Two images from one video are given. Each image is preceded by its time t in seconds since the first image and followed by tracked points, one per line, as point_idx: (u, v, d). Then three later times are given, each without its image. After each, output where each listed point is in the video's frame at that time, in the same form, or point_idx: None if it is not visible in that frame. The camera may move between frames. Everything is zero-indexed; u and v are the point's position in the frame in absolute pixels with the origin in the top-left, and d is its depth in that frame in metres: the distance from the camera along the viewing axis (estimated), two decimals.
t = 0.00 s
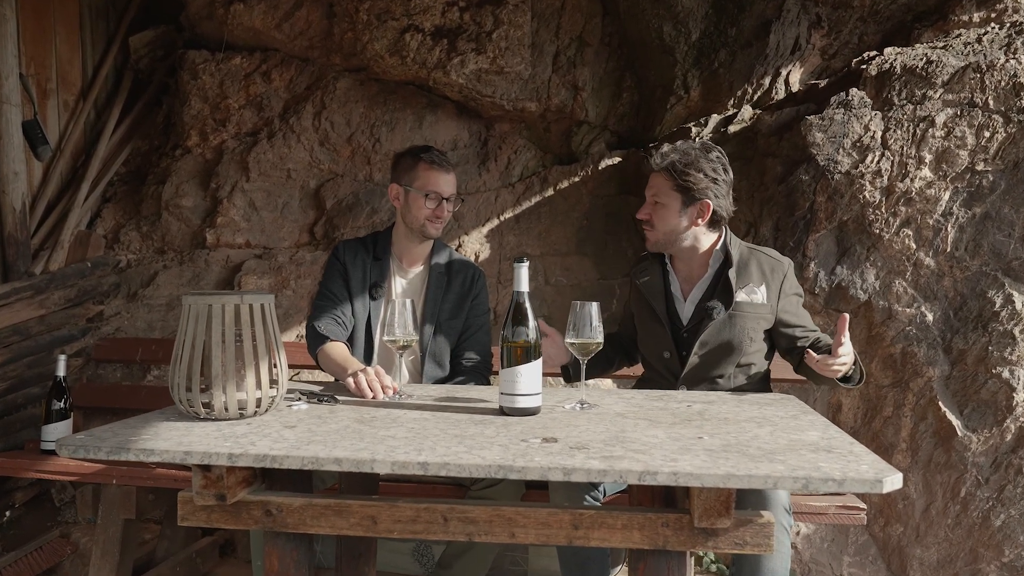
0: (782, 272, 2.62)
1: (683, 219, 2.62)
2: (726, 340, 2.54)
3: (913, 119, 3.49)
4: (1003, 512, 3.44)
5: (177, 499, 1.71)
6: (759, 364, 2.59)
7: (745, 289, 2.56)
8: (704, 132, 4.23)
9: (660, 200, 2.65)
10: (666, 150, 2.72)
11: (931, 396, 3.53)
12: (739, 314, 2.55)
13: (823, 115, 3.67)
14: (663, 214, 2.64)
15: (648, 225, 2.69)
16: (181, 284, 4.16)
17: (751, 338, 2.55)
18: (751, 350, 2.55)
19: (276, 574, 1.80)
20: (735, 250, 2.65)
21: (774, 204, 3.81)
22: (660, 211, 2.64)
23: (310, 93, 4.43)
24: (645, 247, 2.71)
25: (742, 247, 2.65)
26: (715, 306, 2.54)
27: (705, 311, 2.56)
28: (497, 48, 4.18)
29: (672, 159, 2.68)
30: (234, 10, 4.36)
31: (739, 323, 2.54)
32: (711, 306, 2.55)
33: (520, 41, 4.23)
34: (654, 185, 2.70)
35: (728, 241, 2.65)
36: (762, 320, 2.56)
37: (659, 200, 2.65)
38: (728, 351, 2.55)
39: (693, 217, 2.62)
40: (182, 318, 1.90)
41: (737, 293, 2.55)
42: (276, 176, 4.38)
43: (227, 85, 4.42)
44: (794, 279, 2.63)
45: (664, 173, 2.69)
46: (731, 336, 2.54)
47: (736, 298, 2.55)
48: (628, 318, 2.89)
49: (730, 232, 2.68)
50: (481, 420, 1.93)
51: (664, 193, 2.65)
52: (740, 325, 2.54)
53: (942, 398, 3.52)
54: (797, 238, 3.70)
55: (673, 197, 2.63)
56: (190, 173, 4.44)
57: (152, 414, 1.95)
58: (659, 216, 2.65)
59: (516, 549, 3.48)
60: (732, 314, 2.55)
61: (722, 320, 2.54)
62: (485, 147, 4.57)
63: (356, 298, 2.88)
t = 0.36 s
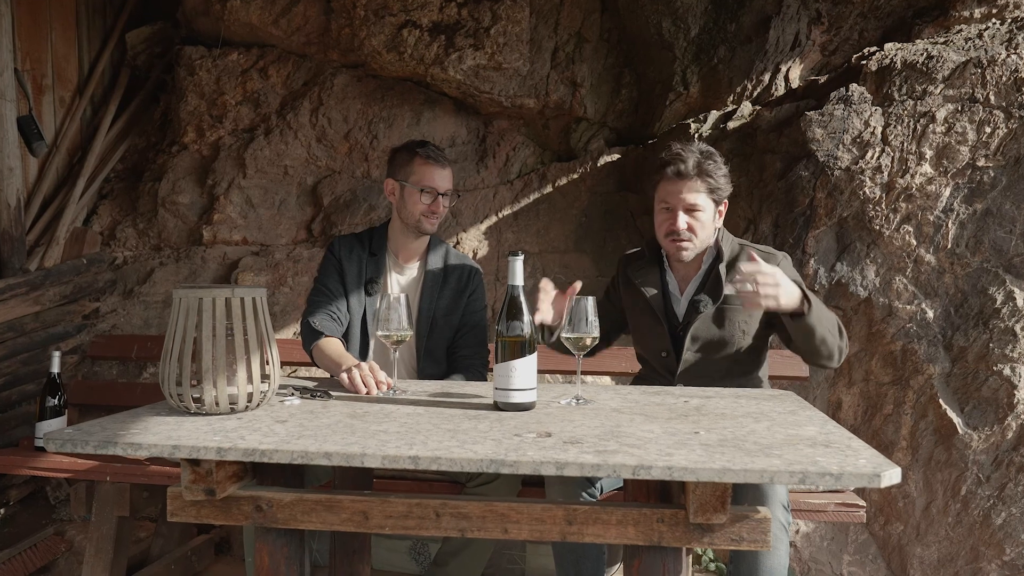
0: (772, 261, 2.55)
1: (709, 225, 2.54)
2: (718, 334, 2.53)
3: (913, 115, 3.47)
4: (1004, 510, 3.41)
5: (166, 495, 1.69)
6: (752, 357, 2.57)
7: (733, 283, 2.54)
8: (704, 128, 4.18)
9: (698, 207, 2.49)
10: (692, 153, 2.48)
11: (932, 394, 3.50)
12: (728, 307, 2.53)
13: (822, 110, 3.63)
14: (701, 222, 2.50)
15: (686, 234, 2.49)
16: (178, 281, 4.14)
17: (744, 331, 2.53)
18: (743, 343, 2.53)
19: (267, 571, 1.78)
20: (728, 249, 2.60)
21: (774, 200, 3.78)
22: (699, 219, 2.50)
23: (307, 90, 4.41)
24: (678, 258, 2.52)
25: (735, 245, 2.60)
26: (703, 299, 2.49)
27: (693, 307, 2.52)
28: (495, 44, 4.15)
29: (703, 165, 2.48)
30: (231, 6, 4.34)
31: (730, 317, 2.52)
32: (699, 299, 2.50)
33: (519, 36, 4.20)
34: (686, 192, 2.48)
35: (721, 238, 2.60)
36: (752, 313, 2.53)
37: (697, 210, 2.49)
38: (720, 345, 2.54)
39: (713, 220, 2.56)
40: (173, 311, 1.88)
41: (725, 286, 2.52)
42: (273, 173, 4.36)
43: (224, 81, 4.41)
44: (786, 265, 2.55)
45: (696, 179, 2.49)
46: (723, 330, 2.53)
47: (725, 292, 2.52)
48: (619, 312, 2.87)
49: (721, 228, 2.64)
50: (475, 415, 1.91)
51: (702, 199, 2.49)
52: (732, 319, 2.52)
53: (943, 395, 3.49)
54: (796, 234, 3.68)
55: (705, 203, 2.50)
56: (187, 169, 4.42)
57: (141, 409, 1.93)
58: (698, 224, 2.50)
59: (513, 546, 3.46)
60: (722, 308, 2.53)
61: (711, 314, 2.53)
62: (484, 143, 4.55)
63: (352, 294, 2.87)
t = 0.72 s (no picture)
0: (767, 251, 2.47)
1: (694, 231, 2.48)
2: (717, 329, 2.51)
3: (915, 109, 3.44)
4: (1007, 506, 3.40)
5: (161, 487, 1.67)
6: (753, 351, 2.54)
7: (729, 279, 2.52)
8: (705, 124, 4.18)
9: (677, 217, 2.44)
10: (666, 163, 2.43)
11: (934, 390, 3.48)
12: (727, 302, 2.52)
13: (824, 105, 3.63)
14: (682, 231, 2.46)
15: (667, 245, 2.45)
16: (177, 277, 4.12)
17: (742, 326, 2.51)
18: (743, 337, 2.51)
19: (263, 564, 1.76)
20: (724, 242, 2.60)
21: (775, 195, 3.76)
22: (680, 229, 2.45)
23: (307, 85, 4.40)
24: (662, 267, 2.48)
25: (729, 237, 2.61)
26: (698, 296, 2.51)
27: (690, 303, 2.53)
28: (495, 39, 4.14)
29: (679, 174, 2.42)
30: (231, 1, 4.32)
31: (729, 311, 2.51)
32: (694, 297, 2.52)
33: (519, 32, 4.19)
34: (663, 202, 2.44)
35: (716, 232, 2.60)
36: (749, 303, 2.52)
37: (677, 219, 2.43)
38: (720, 340, 2.52)
39: (699, 225, 2.50)
40: (169, 303, 1.86)
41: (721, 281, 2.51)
42: (273, 169, 4.35)
43: (223, 77, 4.39)
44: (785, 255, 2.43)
45: (673, 188, 2.43)
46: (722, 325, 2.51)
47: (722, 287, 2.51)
48: (618, 307, 2.84)
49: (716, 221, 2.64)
50: (473, 407, 1.89)
51: (682, 209, 2.43)
52: (731, 313, 2.51)
53: (945, 391, 3.47)
54: (797, 230, 3.65)
55: (687, 211, 2.45)
56: (186, 165, 4.41)
57: (137, 402, 1.91)
58: (678, 234, 2.45)
59: (513, 543, 3.44)
60: (720, 302, 2.52)
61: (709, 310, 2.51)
62: (484, 139, 4.53)
63: (350, 288, 2.86)
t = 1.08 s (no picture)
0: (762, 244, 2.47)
1: (691, 216, 2.49)
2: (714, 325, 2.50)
3: (918, 108, 3.45)
4: (1009, 505, 3.41)
5: (166, 483, 1.68)
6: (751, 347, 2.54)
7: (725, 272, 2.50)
8: (707, 123, 4.18)
9: (672, 197, 2.45)
10: (666, 142, 2.46)
11: (937, 388, 3.48)
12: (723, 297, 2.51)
13: (825, 104, 3.62)
14: (677, 212, 2.47)
15: (661, 224, 2.47)
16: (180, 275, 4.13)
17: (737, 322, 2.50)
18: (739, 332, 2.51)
19: (267, 561, 1.77)
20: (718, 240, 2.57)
21: (777, 194, 3.76)
22: (675, 208, 2.46)
23: (310, 84, 4.40)
24: (656, 250, 2.49)
25: (724, 233, 2.58)
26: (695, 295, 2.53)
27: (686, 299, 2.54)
28: (498, 38, 4.14)
29: (677, 153, 2.45)
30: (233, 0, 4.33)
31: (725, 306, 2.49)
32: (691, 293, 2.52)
33: (521, 31, 4.19)
34: (659, 181, 2.46)
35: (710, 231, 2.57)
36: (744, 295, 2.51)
37: (673, 199, 2.45)
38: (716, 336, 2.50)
39: (696, 211, 2.51)
40: (174, 300, 1.87)
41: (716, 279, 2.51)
42: (275, 168, 4.35)
43: (226, 76, 4.40)
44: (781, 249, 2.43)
45: (670, 167, 2.45)
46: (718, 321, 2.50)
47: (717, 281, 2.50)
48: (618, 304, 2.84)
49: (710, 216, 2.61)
50: (477, 404, 1.89)
51: (678, 188, 2.45)
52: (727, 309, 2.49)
53: (948, 390, 3.47)
54: (799, 229, 3.64)
55: (684, 192, 2.46)
56: (188, 164, 4.41)
57: (141, 399, 1.92)
58: (674, 214, 2.47)
59: (515, 541, 3.44)
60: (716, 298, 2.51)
61: (704, 309, 2.50)
62: (486, 139, 4.54)
63: (353, 287, 2.86)
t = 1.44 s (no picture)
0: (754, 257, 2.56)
1: (676, 241, 2.52)
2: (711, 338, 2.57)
3: (915, 113, 3.49)
4: (1005, 506, 3.43)
5: (176, 486, 1.71)
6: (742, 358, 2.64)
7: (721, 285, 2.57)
8: (707, 128, 4.20)
9: (657, 228, 2.48)
10: (643, 173, 2.49)
11: (934, 391, 3.51)
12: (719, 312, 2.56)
13: (824, 109, 3.63)
14: (662, 241, 2.49)
15: (649, 255, 2.50)
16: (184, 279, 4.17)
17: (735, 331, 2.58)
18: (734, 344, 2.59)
19: (275, 562, 1.81)
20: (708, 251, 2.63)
21: (776, 198, 3.79)
22: (660, 238, 2.49)
23: (313, 89, 4.44)
24: (647, 277, 2.54)
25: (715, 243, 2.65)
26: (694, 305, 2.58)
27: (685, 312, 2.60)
28: (499, 43, 4.18)
29: (656, 184, 2.47)
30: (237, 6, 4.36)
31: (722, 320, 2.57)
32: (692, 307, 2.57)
33: (523, 36, 4.22)
34: (641, 213, 2.48)
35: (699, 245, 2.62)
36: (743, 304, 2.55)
37: (656, 229, 2.47)
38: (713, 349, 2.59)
39: (680, 235, 2.54)
40: (182, 306, 1.91)
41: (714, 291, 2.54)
42: (279, 172, 4.39)
43: (230, 81, 4.44)
44: (774, 266, 2.52)
45: (650, 199, 2.47)
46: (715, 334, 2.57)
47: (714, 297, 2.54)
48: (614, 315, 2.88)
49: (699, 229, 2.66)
50: (479, 408, 1.93)
51: (660, 219, 2.47)
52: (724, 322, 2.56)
53: (945, 393, 3.50)
54: (799, 233, 3.69)
55: (667, 221, 2.49)
56: (193, 169, 4.45)
57: (151, 403, 1.96)
58: (660, 243, 2.49)
59: (517, 542, 3.48)
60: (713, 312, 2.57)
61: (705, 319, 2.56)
62: (487, 143, 4.58)
63: (356, 292, 2.90)
